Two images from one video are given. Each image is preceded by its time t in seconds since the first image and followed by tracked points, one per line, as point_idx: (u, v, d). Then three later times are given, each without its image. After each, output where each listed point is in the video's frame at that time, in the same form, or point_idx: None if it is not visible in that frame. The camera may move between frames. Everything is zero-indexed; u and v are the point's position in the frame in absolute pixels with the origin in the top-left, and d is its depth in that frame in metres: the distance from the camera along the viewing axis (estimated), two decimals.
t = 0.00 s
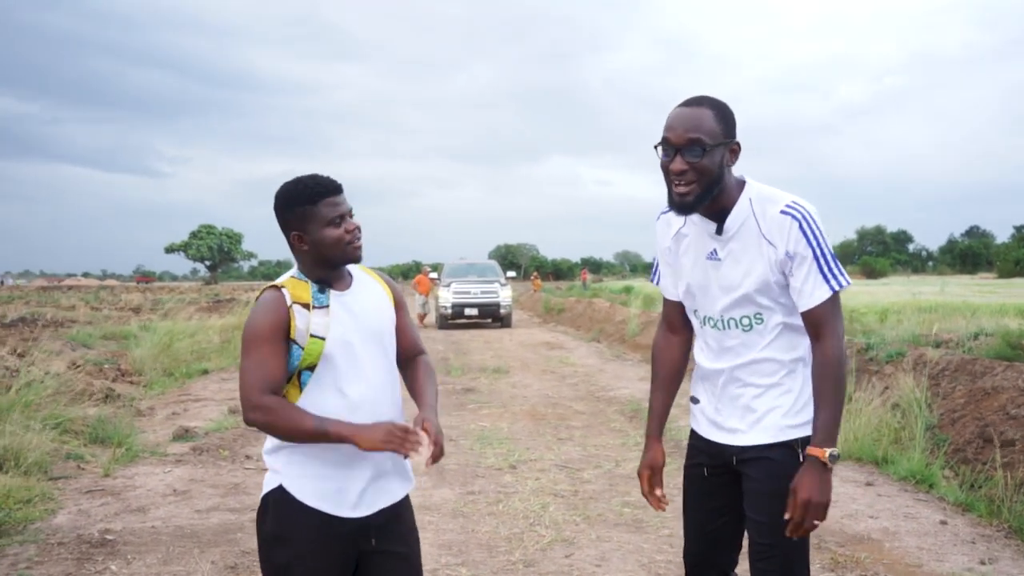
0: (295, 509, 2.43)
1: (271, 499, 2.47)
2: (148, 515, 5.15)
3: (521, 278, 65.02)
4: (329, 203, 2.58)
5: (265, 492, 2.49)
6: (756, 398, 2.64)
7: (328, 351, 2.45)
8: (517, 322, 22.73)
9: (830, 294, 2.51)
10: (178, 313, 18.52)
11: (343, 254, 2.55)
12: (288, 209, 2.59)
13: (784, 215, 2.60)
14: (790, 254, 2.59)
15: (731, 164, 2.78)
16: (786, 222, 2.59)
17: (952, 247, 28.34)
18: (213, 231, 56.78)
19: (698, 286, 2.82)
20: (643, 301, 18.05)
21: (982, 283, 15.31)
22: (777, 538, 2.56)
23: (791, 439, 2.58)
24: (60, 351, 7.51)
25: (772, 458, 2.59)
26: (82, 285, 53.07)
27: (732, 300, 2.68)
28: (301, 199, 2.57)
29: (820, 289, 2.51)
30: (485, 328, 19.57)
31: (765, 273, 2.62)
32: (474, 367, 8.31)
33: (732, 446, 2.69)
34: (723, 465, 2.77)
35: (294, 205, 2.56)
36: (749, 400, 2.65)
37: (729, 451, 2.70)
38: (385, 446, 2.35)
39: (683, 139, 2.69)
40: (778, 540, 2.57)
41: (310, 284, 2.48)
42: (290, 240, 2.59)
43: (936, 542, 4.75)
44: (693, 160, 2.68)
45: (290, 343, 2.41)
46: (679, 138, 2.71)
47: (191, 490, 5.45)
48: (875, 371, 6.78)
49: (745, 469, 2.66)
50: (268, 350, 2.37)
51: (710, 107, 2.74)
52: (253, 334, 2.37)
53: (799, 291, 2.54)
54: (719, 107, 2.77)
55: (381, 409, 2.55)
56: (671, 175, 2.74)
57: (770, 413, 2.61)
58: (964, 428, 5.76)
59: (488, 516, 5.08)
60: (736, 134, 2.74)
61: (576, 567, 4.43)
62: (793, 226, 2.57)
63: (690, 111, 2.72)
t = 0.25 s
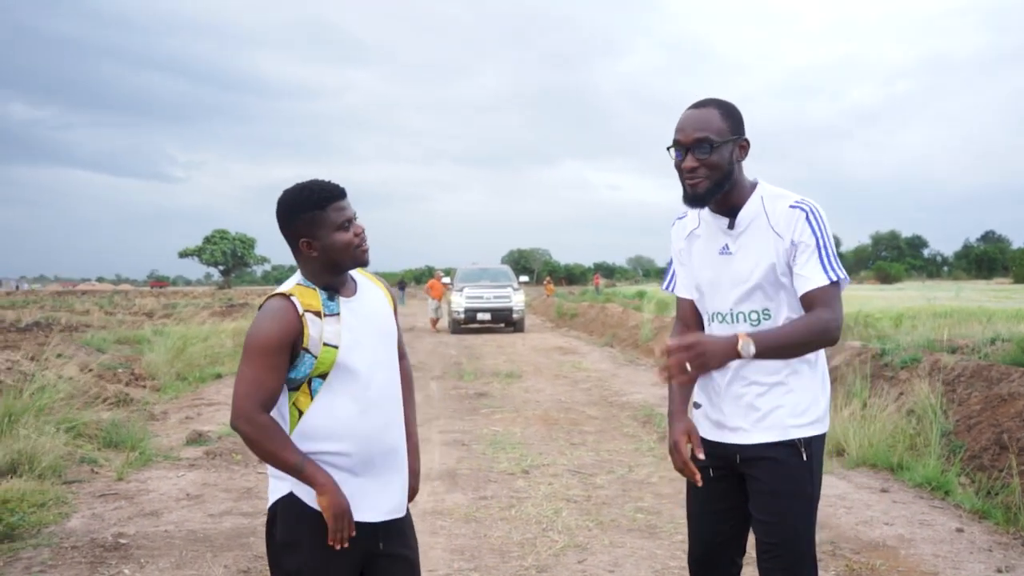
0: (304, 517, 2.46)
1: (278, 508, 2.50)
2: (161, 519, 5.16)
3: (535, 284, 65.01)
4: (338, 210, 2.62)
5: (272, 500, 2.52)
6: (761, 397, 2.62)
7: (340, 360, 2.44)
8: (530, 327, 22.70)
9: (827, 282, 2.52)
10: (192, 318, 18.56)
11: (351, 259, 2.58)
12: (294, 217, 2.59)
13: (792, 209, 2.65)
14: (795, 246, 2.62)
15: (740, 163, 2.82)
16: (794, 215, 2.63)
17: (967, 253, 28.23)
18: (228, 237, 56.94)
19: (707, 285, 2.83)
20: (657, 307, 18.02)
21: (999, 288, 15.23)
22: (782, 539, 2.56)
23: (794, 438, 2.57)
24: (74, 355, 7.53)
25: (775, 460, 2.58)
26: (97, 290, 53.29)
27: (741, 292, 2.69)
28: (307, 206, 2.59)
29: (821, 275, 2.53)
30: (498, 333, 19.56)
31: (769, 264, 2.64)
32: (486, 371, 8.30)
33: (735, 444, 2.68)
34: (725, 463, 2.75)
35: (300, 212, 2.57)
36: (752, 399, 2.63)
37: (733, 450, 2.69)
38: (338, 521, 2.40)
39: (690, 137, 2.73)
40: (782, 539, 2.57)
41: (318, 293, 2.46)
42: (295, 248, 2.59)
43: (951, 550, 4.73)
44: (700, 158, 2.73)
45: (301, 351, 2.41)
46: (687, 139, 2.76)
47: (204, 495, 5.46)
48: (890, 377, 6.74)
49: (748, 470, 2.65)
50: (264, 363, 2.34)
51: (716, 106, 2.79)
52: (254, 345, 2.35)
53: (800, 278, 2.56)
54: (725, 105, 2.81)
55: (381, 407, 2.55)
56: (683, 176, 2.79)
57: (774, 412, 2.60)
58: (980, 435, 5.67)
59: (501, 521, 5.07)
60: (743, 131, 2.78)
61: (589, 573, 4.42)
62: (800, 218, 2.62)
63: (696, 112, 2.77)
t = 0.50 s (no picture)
0: (320, 523, 2.45)
1: (295, 513, 2.48)
2: (173, 524, 5.17)
3: (547, 281, 64.98)
4: (353, 212, 2.62)
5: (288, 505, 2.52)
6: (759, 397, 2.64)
7: (354, 359, 2.45)
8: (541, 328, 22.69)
9: (823, 269, 2.55)
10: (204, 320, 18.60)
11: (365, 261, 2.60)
12: (308, 217, 2.58)
13: (802, 209, 2.71)
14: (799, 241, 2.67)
15: (744, 168, 2.85)
16: (803, 213, 2.69)
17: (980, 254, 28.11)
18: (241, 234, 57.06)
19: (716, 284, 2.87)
20: (668, 309, 17.99)
21: (1013, 293, 15.16)
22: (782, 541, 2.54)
23: (788, 440, 2.57)
24: (85, 360, 7.55)
25: (772, 462, 2.57)
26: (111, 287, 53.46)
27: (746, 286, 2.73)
28: (322, 208, 2.59)
29: (816, 262, 2.56)
30: (509, 335, 19.55)
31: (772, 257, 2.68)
32: (497, 377, 8.30)
33: (731, 443, 2.70)
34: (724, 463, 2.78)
35: (315, 214, 2.56)
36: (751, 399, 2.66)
37: (728, 449, 2.71)
38: (341, 519, 2.38)
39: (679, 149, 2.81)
40: (780, 540, 2.55)
41: (331, 296, 2.47)
42: (310, 248, 2.58)
43: (965, 557, 4.71)
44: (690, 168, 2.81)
45: (314, 351, 2.41)
46: (680, 153, 2.85)
47: (216, 499, 5.47)
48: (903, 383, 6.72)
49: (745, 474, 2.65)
50: (275, 360, 2.33)
51: (706, 116, 2.84)
52: (268, 343, 2.34)
53: (798, 267, 2.60)
54: (718, 114, 2.84)
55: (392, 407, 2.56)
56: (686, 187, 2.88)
57: (770, 413, 2.61)
58: (993, 441, 5.65)
59: (511, 527, 5.07)
60: (740, 134, 2.81)
61: None
62: (807, 215, 2.67)
63: (687, 126, 2.84)
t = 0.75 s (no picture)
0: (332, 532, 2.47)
1: (308, 524, 2.50)
2: (174, 537, 5.17)
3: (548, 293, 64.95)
4: (355, 220, 2.72)
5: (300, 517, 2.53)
6: (746, 406, 2.69)
7: (366, 366, 2.50)
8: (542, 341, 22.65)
9: (805, 299, 2.59)
10: (205, 332, 18.60)
11: (375, 265, 2.69)
12: (313, 232, 2.70)
13: (793, 230, 2.71)
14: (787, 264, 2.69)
15: (745, 184, 2.90)
16: (793, 235, 2.69)
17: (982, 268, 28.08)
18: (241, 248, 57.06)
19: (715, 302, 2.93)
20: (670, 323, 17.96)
21: (1014, 307, 15.13)
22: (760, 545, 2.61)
23: (768, 446, 2.63)
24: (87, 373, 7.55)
25: (752, 468, 2.64)
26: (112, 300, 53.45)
27: (740, 305, 2.78)
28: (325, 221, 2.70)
29: (797, 293, 2.60)
30: (510, 348, 19.53)
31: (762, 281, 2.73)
32: (498, 390, 8.29)
33: (717, 448, 2.78)
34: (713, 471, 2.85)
35: (316, 225, 2.67)
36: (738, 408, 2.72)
37: (714, 454, 2.79)
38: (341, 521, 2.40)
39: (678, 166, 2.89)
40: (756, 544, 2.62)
41: (344, 301, 2.53)
42: (320, 261, 2.69)
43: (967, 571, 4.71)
44: (687, 183, 2.88)
45: (329, 355, 2.46)
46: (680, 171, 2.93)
47: (217, 513, 5.47)
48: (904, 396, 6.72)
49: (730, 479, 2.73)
50: (290, 363, 2.38)
51: (705, 136, 2.91)
52: (285, 346, 2.39)
53: (782, 295, 2.64)
54: (716, 132, 2.91)
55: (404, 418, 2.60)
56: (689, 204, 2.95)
57: (753, 422, 2.67)
58: (995, 455, 5.65)
59: (512, 540, 5.07)
60: (739, 151, 2.87)
61: None
62: (797, 238, 2.68)
63: (687, 144, 2.92)
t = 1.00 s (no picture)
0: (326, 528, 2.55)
1: (302, 520, 2.58)
2: (167, 541, 5.16)
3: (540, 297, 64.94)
4: (377, 229, 2.78)
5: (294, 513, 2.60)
6: (733, 406, 2.72)
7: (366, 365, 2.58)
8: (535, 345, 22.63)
9: (785, 307, 2.61)
10: (197, 336, 18.55)
11: (385, 276, 2.75)
12: (334, 231, 2.75)
13: (780, 234, 2.72)
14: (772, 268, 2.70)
15: (737, 191, 2.89)
16: (779, 239, 2.70)
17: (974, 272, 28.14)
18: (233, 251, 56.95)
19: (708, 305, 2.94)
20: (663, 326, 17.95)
21: (1008, 309, 15.16)
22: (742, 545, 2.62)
23: (752, 448, 2.64)
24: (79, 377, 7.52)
25: (736, 468, 2.65)
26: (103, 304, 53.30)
27: (731, 309, 2.80)
28: (348, 223, 2.75)
29: (778, 300, 2.63)
30: (503, 351, 19.51)
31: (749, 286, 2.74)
32: (492, 393, 8.29)
33: (703, 448, 2.80)
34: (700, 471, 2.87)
35: (339, 225, 2.72)
36: (725, 408, 2.75)
37: (700, 454, 2.81)
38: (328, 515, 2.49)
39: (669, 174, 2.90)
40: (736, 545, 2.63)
41: (351, 302, 2.63)
42: (334, 261, 2.74)
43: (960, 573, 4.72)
44: (679, 192, 2.89)
45: (333, 350, 2.54)
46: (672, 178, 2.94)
47: (210, 516, 5.45)
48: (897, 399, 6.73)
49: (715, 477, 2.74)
50: (296, 355, 2.46)
51: (694, 143, 2.90)
52: (293, 337, 2.47)
53: (765, 301, 2.67)
54: (706, 139, 2.90)
55: (398, 420, 2.69)
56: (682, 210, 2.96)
57: (740, 423, 2.69)
58: (987, 457, 5.66)
59: (506, 544, 5.07)
60: (730, 159, 2.86)
61: None
62: (782, 242, 2.69)
63: (678, 151, 2.93)
